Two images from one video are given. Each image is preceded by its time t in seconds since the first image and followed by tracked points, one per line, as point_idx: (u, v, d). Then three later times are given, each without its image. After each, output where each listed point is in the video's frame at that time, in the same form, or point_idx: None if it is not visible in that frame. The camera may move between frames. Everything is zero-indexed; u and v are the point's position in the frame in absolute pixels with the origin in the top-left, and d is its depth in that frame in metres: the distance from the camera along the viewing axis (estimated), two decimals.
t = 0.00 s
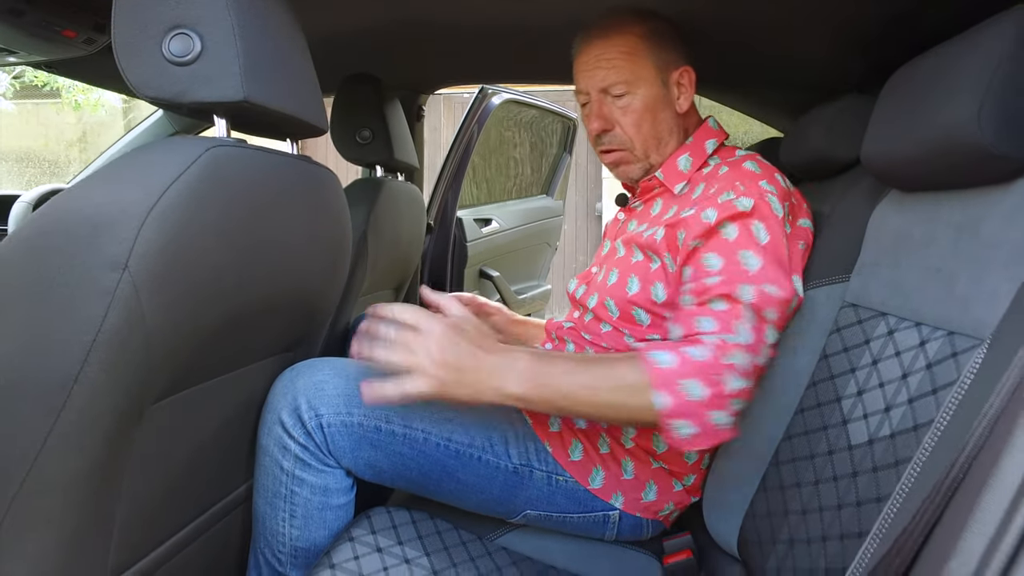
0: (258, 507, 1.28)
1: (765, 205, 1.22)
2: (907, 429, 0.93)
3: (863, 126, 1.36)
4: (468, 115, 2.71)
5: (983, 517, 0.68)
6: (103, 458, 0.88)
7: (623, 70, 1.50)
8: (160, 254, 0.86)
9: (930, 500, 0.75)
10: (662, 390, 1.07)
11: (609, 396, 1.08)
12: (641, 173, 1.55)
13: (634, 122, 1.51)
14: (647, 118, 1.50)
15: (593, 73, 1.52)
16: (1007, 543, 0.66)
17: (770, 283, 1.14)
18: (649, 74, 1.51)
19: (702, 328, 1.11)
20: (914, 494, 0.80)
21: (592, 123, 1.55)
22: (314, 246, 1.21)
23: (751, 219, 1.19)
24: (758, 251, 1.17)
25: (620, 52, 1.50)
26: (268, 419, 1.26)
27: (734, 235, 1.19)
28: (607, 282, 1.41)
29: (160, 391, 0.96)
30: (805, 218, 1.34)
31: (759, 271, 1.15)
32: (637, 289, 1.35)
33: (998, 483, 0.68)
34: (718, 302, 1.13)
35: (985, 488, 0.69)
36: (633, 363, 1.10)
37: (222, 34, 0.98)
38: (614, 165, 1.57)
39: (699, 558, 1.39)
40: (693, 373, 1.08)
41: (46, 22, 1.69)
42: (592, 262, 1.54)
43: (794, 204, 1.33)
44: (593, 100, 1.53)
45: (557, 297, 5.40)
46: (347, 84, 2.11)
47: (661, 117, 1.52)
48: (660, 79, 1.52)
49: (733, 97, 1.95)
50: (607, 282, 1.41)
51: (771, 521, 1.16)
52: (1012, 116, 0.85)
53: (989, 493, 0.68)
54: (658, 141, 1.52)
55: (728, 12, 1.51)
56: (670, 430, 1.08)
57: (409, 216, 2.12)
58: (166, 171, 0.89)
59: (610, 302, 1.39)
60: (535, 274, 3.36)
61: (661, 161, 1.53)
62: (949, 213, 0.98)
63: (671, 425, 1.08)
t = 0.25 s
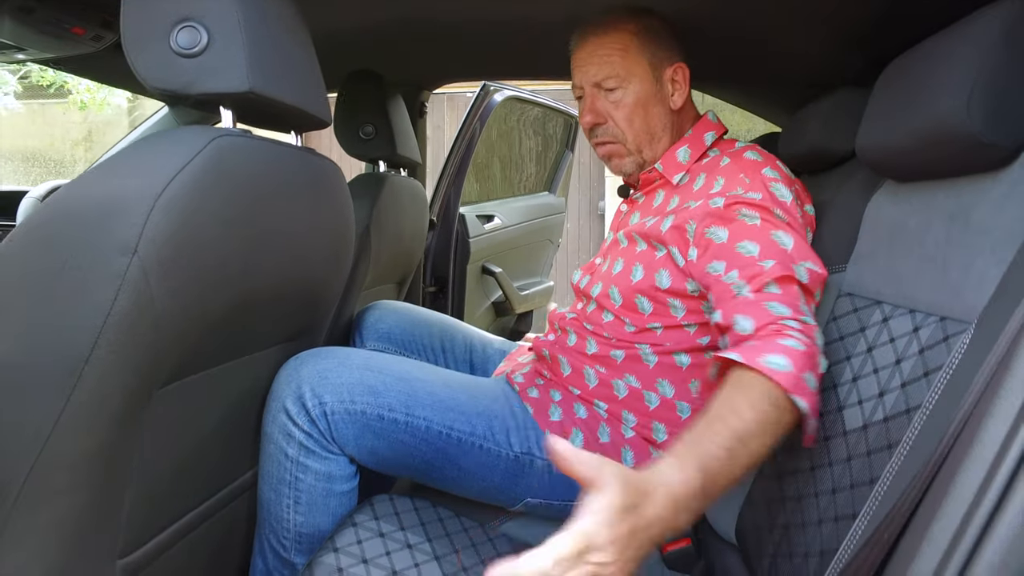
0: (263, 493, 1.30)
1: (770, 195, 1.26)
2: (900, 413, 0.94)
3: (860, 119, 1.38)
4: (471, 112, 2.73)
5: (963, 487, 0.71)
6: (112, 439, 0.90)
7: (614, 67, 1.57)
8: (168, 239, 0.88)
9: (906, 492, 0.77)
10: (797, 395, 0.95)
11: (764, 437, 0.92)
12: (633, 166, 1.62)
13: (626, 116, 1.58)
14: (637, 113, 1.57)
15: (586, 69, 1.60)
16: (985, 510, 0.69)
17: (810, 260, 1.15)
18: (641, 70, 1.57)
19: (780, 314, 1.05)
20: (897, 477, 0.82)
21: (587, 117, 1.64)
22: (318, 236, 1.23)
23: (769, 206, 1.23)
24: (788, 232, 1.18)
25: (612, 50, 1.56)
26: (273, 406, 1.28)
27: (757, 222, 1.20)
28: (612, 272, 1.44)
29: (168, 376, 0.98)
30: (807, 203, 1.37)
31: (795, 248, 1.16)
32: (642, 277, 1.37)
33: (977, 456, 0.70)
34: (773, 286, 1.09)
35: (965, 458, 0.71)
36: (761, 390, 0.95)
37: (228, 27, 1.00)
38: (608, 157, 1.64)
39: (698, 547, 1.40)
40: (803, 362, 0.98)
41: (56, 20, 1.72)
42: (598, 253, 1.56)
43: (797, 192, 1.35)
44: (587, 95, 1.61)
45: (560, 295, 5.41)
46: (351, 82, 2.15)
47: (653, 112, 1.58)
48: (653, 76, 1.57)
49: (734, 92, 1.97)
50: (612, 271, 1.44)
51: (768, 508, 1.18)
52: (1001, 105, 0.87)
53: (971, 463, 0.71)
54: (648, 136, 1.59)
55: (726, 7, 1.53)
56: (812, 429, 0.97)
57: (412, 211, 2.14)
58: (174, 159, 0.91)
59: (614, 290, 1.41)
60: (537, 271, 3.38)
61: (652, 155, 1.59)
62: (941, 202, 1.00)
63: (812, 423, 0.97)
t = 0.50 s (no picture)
0: (271, 485, 1.31)
1: (772, 190, 1.26)
2: (905, 403, 0.94)
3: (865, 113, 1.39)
4: (477, 110, 2.74)
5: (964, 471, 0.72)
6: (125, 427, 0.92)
7: (624, 60, 1.56)
8: (181, 230, 0.89)
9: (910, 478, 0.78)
10: (789, 395, 0.99)
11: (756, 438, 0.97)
12: (642, 160, 1.62)
13: (635, 110, 1.57)
14: (648, 106, 1.57)
15: (595, 62, 1.59)
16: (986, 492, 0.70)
17: (812, 257, 1.16)
18: (650, 63, 1.57)
19: (777, 317, 1.07)
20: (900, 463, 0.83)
21: (595, 111, 1.62)
22: (326, 229, 1.24)
23: (770, 203, 1.23)
24: (789, 229, 1.19)
25: (621, 43, 1.56)
26: (282, 399, 1.30)
27: (759, 221, 1.20)
28: (616, 267, 1.45)
29: (179, 366, 0.99)
30: (812, 198, 1.38)
31: (797, 246, 1.16)
32: (646, 271, 1.38)
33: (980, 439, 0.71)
34: (772, 287, 1.11)
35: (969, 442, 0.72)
36: (754, 390, 0.99)
37: (239, 21, 1.01)
38: (616, 152, 1.64)
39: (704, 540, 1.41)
40: (798, 364, 1.02)
41: (67, 18, 1.74)
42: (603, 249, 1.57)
43: (802, 186, 1.36)
44: (596, 88, 1.60)
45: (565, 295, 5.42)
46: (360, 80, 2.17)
47: (662, 106, 1.58)
48: (661, 69, 1.58)
49: (739, 89, 1.98)
50: (617, 266, 1.45)
51: (774, 500, 1.18)
52: (1004, 95, 0.87)
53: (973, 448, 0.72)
54: (658, 129, 1.59)
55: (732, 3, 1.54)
56: (806, 427, 1.01)
57: (419, 207, 2.15)
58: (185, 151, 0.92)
59: (619, 285, 1.42)
60: (543, 269, 3.39)
61: (660, 149, 1.59)
62: (945, 194, 1.01)
63: (806, 421, 1.01)
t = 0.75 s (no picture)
0: (283, 489, 1.30)
1: (780, 194, 1.26)
2: (923, 409, 0.94)
3: (876, 115, 1.38)
4: (482, 111, 2.73)
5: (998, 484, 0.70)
6: (142, 431, 0.92)
7: (629, 62, 1.54)
8: (197, 234, 0.89)
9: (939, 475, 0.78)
10: (739, 402, 1.04)
11: (697, 427, 1.03)
12: (649, 162, 1.60)
13: (640, 112, 1.55)
14: (653, 108, 1.55)
15: (600, 66, 1.57)
16: (1022, 504, 0.68)
17: (813, 270, 1.16)
18: (655, 65, 1.55)
19: (758, 328, 1.09)
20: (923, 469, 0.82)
21: (601, 114, 1.61)
22: (337, 232, 1.24)
23: (776, 210, 1.22)
24: (793, 240, 1.18)
25: (627, 46, 1.55)
26: (293, 403, 1.29)
27: (764, 230, 1.20)
28: (625, 271, 1.44)
29: (195, 370, 0.99)
30: (822, 201, 1.37)
31: (799, 259, 1.16)
32: (655, 276, 1.38)
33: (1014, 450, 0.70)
34: (766, 299, 1.13)
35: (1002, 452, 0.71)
36: (706, 385, 1.04)
37: (253, 25, 1.01)
38: (623, 154, 1.62)
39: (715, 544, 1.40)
40: (762, 375, 1.05)
41: (76, 20, 1.74)
42: (610, 253, 1.57)
43: (811, 189, 1.35)
44: (602, 92, 1.58)
45: (569, 295, 5.42)
46: (365, 79, 2.15)
47: (668, 108, 1.56)
48: (667, 71, 1.55)
49: (748, 90, 1.97)
50: (625, 271, 1.44)
51: (788, 505, 1.17)
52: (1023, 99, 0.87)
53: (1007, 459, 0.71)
54: (664, 132, 1.57)
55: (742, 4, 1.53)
56: (754, 437, 1.05)
57: (426, 209, 2.15)
58: (200, 154, 0.92)
59: (629, 290, 1.41)
60: (548, 270, 3.38)
61: (667, 151, 1.57)
62: (961, 197, 1.00)
63: (754, 431, 1.04)
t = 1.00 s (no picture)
0: (299, 491, 1.31)
1: (791, 199, 1.27)
2: (939, 418, 0.94)
3: (888, 122, 1.40)
4: (489, 114, 2.74)
5: None
6: (166, 439, 0.93)
7: (660, 61, 1.59)
8: (220, 245, 0.90)
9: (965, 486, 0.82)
10: (700, 400, 1.17)
11: (659, 409, 1.20)
12: (674, 162, 1.63)
13: (669, 109, 1.60)
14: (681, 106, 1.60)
15: (630, 64, 1.61)
16: None
17: (802, 283, 1.20)
18: (683, 64, 1.60)
19: (733, 336, 1.19)
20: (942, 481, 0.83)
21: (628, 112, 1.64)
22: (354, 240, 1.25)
23: (780, 217, 1.25)
24: (787, 252, 1.22)
25: (658, 44, 1.58)
26: (309, 404, 1.30)
27: (762, 240, 1.24)
28: (637, 277, 1.45)
29: (218, 378, 1.00)
30: (833, 208, 1.38)
31: (789, 272, 1.21)
32: (668, 281, 1.38)
33: None
34: (749, 309, 1.21)
35: None
36: (674, 377, 1.21)
37: (274, 36, 1.02)
38: (648, 153, 1.65)
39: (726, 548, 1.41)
40: (726, 380, 1.16)
41: (90, 27, 1.75)
42: (620, 259, 1.57)
43: (822, 198, 1.35)
44: (630, 89, 1.62)
45: (571, 296, 5.43)
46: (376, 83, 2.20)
47: (694, 107, 1.61)
48: (693, 71, 1.61)
49: (756, 95, 1.99)
50: (637, 277, 1.45)
51: (800, 510, 1.19)
52: None
53: None
54: (690, 131, 1.61)
55: (753, 11, 1.54)
56: (713, 435, 1.16)
57: (435, 213, 2.16)
58: (224, 167, 0.93)
59: (641, 296, 1.42)
60: (553, 272, 3.39)
61: (693, 149, 1.61)
62: (976, 207, 1.02)
63: (714, 430, 1.16)
